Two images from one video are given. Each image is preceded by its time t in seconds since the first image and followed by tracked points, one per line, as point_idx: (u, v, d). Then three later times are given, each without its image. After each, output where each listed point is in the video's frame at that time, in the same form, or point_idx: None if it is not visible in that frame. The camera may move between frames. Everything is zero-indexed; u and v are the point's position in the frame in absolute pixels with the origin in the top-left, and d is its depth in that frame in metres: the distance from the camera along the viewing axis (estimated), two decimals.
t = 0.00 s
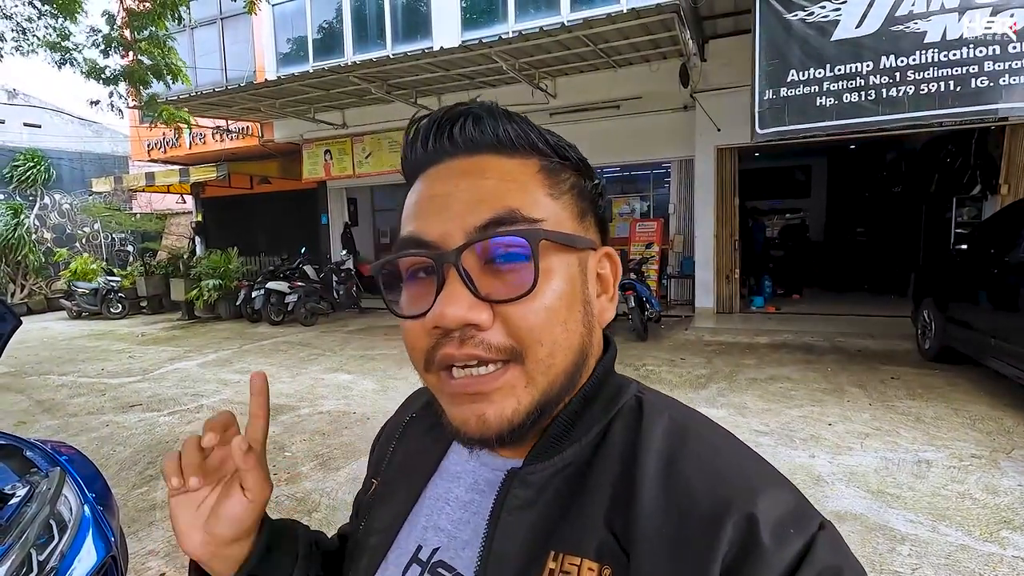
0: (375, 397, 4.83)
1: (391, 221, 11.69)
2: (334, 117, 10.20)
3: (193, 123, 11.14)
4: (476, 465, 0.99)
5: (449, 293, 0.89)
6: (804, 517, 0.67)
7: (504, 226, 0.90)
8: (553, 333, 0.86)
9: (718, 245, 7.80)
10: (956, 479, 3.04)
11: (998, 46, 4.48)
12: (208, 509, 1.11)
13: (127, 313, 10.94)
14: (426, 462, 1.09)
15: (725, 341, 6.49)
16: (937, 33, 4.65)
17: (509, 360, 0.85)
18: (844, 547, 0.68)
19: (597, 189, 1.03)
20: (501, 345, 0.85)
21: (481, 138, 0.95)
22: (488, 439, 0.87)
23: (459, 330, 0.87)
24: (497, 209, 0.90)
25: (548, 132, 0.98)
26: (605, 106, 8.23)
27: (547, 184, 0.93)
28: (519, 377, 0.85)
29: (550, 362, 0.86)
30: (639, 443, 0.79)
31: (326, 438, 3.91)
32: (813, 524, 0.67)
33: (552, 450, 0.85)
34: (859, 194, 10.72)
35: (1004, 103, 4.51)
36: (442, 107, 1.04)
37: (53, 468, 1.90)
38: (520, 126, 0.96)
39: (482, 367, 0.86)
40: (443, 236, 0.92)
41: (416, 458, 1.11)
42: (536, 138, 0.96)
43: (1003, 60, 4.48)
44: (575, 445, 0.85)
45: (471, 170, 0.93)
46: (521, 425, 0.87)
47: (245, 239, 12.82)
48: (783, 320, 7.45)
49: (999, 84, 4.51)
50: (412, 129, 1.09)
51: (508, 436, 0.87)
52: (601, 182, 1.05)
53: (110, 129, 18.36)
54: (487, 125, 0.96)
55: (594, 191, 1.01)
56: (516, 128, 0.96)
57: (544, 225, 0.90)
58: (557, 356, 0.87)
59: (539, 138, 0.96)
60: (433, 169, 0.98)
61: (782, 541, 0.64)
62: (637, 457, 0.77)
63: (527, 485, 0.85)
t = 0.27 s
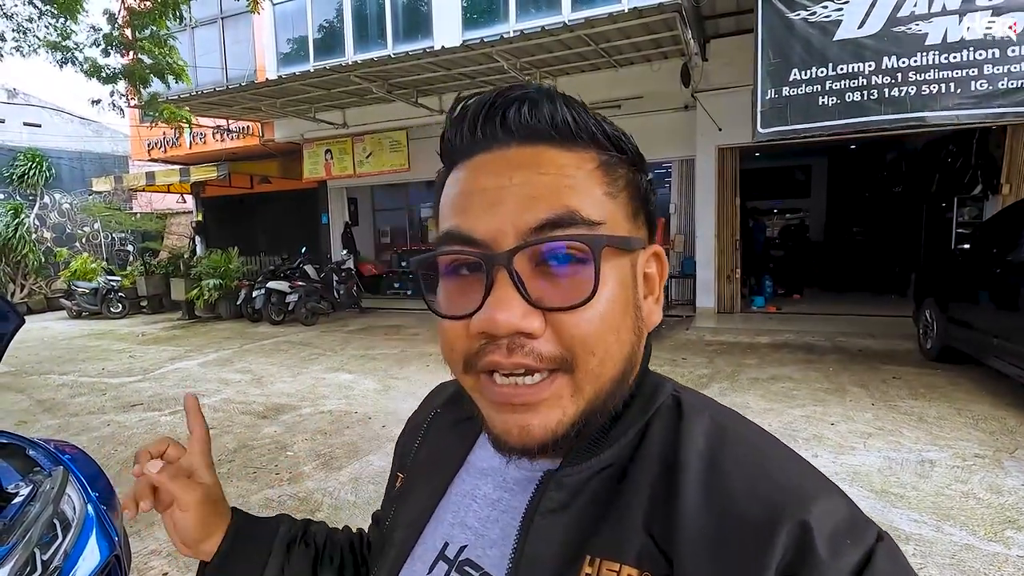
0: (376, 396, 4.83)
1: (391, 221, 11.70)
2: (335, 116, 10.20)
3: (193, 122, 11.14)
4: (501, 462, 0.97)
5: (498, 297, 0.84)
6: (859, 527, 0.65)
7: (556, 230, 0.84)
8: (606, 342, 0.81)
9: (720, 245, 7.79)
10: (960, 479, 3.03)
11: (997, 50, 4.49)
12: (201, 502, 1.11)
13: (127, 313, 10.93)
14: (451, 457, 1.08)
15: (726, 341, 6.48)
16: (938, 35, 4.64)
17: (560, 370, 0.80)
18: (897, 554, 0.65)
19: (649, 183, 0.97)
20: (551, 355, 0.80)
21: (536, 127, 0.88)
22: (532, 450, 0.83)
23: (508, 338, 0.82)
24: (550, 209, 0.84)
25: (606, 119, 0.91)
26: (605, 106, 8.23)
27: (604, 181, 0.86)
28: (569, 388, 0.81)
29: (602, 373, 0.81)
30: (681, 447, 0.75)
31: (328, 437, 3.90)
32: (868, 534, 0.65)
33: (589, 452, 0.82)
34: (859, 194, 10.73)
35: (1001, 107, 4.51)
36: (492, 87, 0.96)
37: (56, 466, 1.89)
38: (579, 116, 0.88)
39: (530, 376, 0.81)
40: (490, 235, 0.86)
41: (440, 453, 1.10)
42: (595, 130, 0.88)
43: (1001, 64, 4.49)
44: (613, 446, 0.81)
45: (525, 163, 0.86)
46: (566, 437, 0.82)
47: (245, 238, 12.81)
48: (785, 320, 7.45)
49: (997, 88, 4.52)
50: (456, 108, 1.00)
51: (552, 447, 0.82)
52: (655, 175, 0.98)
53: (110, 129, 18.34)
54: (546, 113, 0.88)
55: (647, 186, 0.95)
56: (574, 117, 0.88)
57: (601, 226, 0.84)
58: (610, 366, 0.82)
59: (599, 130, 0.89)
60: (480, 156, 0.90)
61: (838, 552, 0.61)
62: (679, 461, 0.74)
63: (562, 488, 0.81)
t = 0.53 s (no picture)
0: (376, 396, 4.83)
1: (391, 221, 11.70)
2: (334, 116, 10.20)
3: (192, 122, 11.14)
4: (513, 456, 0.96)
5: (512, 291, 0.83)
6: (883, 528, 0.63)
7: (571, 223, 0.83)
8: (621, 336, 0.81)
9: (719, 244, 7.79)
10: (960, 477, 3.03)
11: (993, 53, 4.49)
12: (195, 518, 1.07)
13: (126, 313, 10.92)
14: (462, 450, 1.08)
15: (726, 340, 6.48)
16: (936, 36, 4.65)
17: (574, 365, 0.79)
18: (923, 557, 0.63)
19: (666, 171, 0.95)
20: (565, 350, 0.80)
21: (548, 118, 0.87)
22: (546, 445, 0.83)
23: (522, 333, 0.81)
24: (565, 202, 0.83)
25: (618, 107, 0.90)
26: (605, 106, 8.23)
27: (620, 172, 0.84)
28: (583, 383, 0.80)
29: (616, 367, 0.80)
30: (697, 443, 0.73)
31: (329, 436, 3.90)
32: (894, 535, 0.62)
33: (602, 447, 0.81)
34: (859, 193, 10.73)
35: (996, 111, 4.51)
36: (502, 80, 0.95)
37: (57, 464, 1.89)
38: (592, 105, 0.87)
39: (545, 372, 0.80)
40: (503, 228, 0.85)
41: (451, 444, 1.10)
42: (608, 118, 0.87)
43: (998, 66, 4.49)
44: (627, 441, 0.80)
45: (536, 155, 0.85)
46: (581, 433, 0.81)
47: (245, 238, 12.81)
48: (785, 319, 7.45)
49: (992, 90, 4.52)
50: (467, 100, 1.00)
51: (567, 442, 0.82)
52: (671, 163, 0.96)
53: (110, 129, 18.34)
54: (557, 104, 0.87)
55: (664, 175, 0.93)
56: (586, 107, 0.87)
57: (617, 218, 0.83)
58: (625, 360, 0.81)
59: (613, 118, 0.87)
60: (492, 148, 0.89)
61: (861, 553, 0.59)
62: (694, 457, 0.72)
63: (575, 482, 0.80)
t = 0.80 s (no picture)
0: (376, 396, 4.83)
1: (390, 221, 11.71)
2: (333, 116, 10.19)
3: (191, 122, 11.13)
4: (513, 454, 0.96)
5: (513, 289, 0.84)
6: (882, 531, 0.62)
7: (572, 221, 0.83)
8: (621, 335, 0.81)
9: (718, 243, 7.80)
10: (958, 475, 3.04)
11: (986, 56, 4.52)
12: (204, 504, 1.07)
13: (125, 313, 10.92)
14: (463, 446, 1.08)
15: (725, 339, 6.49)
16: (931, 39, 4.66)
17: (574, 363, 0.80)
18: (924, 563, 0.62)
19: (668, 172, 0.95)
20: (566, 348, 0.80)
21: (549, 120, 0.87)
22: (545, 442, 0.83)
23: (523, 331, 0.82)
24: (566, 202, 0.83)
25: (620, 108, 0.90)
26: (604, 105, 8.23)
27: (621, 173, 0.85)
28: (583, 381, 0.80)
29: (616, 366, 0.81)
30: (697, 443, 0.73)
31: (328, 436, 3.90)
32: (892, 538, 0.62)
33: (601, 446, 0.81)
34: (858, 192, 10.75)
35: (989, 113, 4.53)
36: (504, 82, 0.96)
37: (56, 465, 1.89)
38: (593, 107, 0.88)
39: (545, 370, 0.80)
40: (505, 228, 0.85)
41: (451, 440, 1.10)
42: (609, 120, 0.87)
43: (990, 69, 4.51)
44: (626, 441, 0.80)
45: (539, 156, 0.85)
46: (580, 430, 0.82)
47: (244, 238, 12.80)
48: (783, 318, 7.46)
49: (985, 93, 4.54)
50: (470, 102, 1.00)
51: (567, 438, 0.82)
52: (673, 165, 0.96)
53: (108, 129, 18.28)
54: (558, 106, 0.88)
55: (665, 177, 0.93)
56: (588, 108, 0.87)
57: (617, 217, 0.83)
58: (625, 359, 0.81)
59: (614, 120, 0.88)
60: (494, 148, 0.90)
61: (859, 557, 0.59)
62: (694, 457, 0.72)
63: (574, 480, 0.80)
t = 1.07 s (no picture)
0: (374, 397, 4.83)
1: (389, 221, 11.70)
2: (331, 116, 10.18)
3: (189, 123, 11.11)
4: (513, 456, 0.96)
5: (500, 288, 0.84)
6: (880, 531, 0.62)
7: (557, 221, 0.83)
8: (605, 337, 0.81)
9: (717, 243, 7.81)
10: (956, 474, 3.05)
11: (981, 57, 4.52)
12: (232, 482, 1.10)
13: (123, 314, 10.90)
14: (464, 448, 1.08)
15: (724, 339, 6.50)
16: (926, 40, 4.70)
17: (557, 364, 0.80)
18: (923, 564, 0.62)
19: (668, 176, 0.94)
20: (549, 348, 0.80)
21: (542, 121, 0.87)
22: (526, 439, 0.83)
23: (507, 329, 0.82)
24: (552, 204, 0.83)
25: (617, 111, 0.90)
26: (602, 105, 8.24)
27: (611, 177, 0.84)
28: (565, 382, 0.80)
29: (599, 367, 0.81)
30: (696, 445, 0.73)
31: (328, 437, 3.90)
32: (890, 538, 0.62)
33: (599, 449, 0.81)
34: (855, 192, 10.78)
35: (982, 114, 4.55)
36: (503, 84, 0.97)
37: (55, 467, 1.89)
38: (588, 109, 0.87)
39: (528, 369, 0.80)
40: (494, 226, 0.86)
41: (452, 443, 1.10)
42: (603, 123, 0.87)
43: (984, 71, 4.52)
44: (626, 442, 0.80)
45: (530, 158, 0.86)
46: (561, 430, 0.81)
47: (242, 239, 12.79)
48: (781, 318, 7.48)
49: (979, 94, 4.54)
50: (470, 103, 1.02)
51: (547, 436, 0.82)
52: (671, 171, 0.94)
53: (105, 129, 18.24)
54: (550, 108, 0.88)
55: (661, 182, 0.91)
56: (582, 110, 0.87)
57: (605, 219, 0.83)
58: (609, 361, 0.81)
59: (608, 124, 0.87)
60: (490, 150, 0.91)
61: (858, 555, 0.59)
62: (693, 459, 0.72)
63: (573, 482, 0.80)
